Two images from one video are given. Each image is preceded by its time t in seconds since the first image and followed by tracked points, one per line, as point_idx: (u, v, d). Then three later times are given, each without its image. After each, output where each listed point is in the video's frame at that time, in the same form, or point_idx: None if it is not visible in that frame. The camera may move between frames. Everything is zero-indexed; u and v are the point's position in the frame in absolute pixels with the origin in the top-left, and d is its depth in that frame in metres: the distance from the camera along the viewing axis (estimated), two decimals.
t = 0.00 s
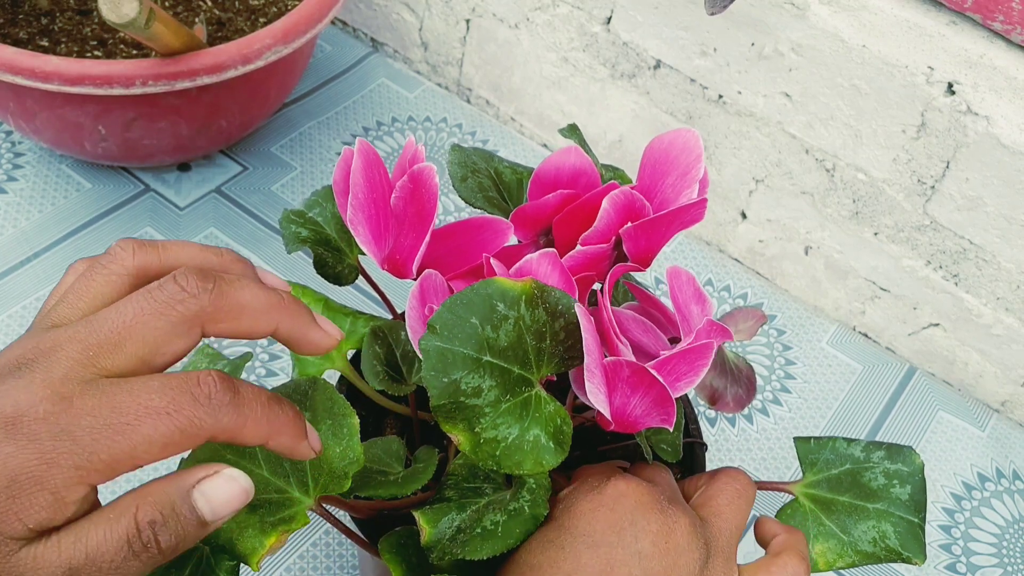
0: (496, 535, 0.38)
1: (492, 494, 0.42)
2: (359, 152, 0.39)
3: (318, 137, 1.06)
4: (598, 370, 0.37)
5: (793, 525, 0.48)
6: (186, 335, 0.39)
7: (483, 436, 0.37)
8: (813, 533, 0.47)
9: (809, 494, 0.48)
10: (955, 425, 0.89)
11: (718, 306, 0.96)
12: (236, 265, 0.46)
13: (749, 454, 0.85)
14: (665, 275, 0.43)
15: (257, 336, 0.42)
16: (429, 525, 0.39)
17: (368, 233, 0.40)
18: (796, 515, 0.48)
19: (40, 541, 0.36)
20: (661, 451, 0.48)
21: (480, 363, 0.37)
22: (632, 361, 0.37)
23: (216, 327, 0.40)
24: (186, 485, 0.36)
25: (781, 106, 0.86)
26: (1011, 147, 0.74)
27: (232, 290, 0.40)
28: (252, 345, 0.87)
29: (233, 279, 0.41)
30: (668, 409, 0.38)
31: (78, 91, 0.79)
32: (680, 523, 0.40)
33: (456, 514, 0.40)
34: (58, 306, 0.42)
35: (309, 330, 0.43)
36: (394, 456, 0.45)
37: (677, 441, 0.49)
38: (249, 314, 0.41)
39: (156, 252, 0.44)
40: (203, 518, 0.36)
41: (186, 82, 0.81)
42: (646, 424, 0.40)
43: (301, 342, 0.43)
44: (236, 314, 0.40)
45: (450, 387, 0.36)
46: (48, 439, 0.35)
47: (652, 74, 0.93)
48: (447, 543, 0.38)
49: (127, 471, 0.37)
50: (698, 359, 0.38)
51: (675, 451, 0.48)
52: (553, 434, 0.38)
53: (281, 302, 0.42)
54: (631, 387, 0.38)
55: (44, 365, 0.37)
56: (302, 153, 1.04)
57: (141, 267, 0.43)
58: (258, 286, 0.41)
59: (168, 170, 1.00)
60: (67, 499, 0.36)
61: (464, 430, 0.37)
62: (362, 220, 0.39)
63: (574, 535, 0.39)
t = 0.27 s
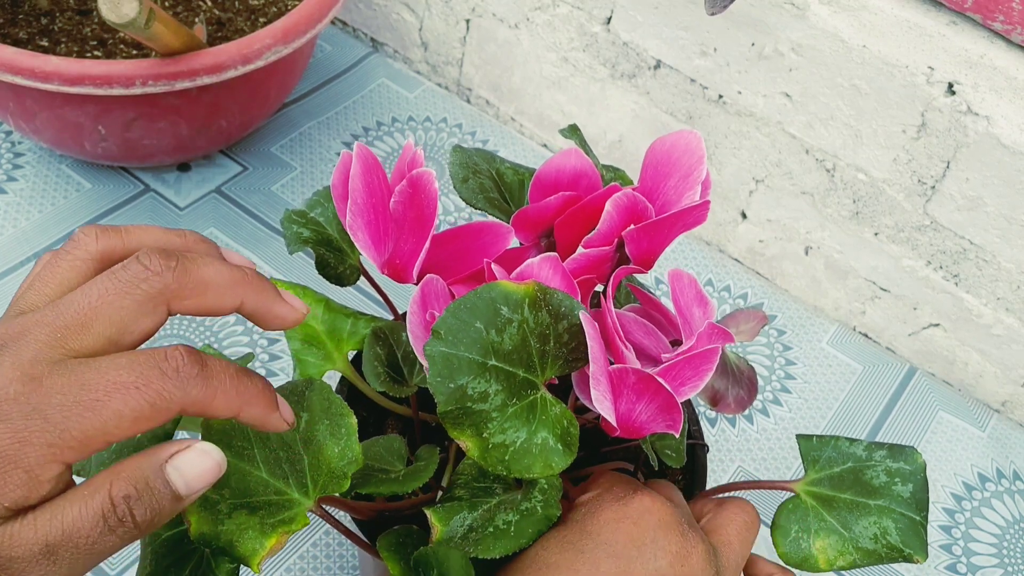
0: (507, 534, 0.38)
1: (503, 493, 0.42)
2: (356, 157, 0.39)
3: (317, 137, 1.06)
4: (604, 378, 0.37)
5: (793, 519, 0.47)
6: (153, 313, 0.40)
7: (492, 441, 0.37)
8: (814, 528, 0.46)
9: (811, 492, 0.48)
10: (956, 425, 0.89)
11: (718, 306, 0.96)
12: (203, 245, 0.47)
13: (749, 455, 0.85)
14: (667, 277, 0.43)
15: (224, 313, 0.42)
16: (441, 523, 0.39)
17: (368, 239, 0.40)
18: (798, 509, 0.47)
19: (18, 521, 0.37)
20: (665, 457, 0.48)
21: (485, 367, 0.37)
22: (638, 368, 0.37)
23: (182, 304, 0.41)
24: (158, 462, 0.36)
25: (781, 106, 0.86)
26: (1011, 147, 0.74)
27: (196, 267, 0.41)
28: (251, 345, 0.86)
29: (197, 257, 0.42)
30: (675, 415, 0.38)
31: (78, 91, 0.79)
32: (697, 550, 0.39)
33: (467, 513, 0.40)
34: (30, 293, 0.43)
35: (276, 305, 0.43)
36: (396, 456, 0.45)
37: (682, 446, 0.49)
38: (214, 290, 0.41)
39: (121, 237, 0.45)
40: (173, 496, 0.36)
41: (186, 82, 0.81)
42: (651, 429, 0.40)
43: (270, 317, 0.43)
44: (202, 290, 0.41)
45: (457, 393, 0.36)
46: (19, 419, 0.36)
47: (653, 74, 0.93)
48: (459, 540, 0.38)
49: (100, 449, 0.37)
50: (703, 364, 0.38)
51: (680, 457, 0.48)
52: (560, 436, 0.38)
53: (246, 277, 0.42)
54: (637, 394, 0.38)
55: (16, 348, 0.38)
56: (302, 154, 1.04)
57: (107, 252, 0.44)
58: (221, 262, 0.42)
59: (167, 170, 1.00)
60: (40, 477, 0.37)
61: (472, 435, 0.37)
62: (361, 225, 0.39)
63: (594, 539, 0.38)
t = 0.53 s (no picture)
0: (574, 491, 0.38)
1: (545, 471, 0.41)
2: (350, 156, 0.39)
3: (318, 137, 1.06)
4: (599, 365, 0.37)
5: (794, 512, 0.47)
6: (129, 295, 0.42)
7: (525, 438, 0.37)
8: (814, 521, 0.47)
9: (810, 484, 0.48)
10: (956, 424, 0.89)
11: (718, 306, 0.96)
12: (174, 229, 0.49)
13: (749, 454, 0.85)
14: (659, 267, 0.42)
15: (199, 294, 0.44)
16: (508, 474, 0.39)
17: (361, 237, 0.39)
18: (798, 502, 0.48)
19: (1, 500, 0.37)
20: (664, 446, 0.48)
21: (507, 366, 0.37)
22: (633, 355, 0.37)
23: (157, 286, 0.43)
24: (140, 441, 0.37)
25: (781, 106, 0.86)
26: (1011, 147, 0.74)
27: (168, 249, 0.43)
28: (252, 345, 0.87)
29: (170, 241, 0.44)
30: (672, 402, 0.38)
31: (78, 91, 0.79)
32: (746, 563, 0.38)
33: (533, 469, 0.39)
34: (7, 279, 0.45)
35: (249, 285, 0.45)
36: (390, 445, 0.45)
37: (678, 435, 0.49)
38: (188, 270, 0.43)
39: (94, 224, 0.47)
40: (155, 473, 0.37)
41: (186, 82, 0.81)
42: (648, 417, 0.40)
43: (244, 298, 0.45)
44: (176, 271, 0.43)
45: (487, 395, 0.36)
46: None
47: (653, 74, 0.93)
48: (526, 493, 0.38)
49: (81, 430, 0.39)
50: (698, 353, 0.38)
51: (677, 445, 0.48)
52: (586, 421, 0.39)
53: (219, 259, 0.45)
54: (633, 382, 0.38)
55: None
56: (303, 153, 1.04)
57: (82, 238, 0.47)
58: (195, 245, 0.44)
59: (168, 170, 1.00)
60: (22, 460, 0.37)
61: (506, 437, 0.37)
62: (355, 225, 0.39)
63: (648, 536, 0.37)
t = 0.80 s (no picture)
0: None
1: (520, 528, 0.41)
2: (358, 158, 0.39)
3: (317, 137, 1.06)
4: (597, 383, 0.37)
5: (793, 518, 0.47)
6: (106, 273, 0.47)
7: (486, 487, 0.37)
8: (813, 527, 0.46)
9: (808, 489, 0.48)
10: (955, 424, 0.90)
11: (718, 305, 0.96)
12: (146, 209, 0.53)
13: (749, 454, 0.85)
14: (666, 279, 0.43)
15: (175, 272, 0.49)
16: (462, 567, 0.39)
17: (365, 239, 0.40)
18: (796, 508, 0.47)
19: None
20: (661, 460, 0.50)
21: (472, 423, 0.36)
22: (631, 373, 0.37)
23: (133, 264, 0.47)
24: (117, 413, 0.42)
25: (781, 106, 0.86)
26: (1011, 147, 0.74)
27: (144, 229, 0.48)
28: (251, 345, 0.87)
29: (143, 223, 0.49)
30: (669, 418, 0.38)
31: (78, 91, 0.79)
32: None
33: (488, 555, 0.40)
34: None
35: (222, 265, 0.50)
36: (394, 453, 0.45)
37: (678, 449, 0.50)
38: (163, 249, 0.48)
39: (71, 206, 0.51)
40: (138, 438, 0.42)
41: (186, 82, 0.81)
42: (645, 431, 0.40)
43: (217, 277, 0.50)
44: (151, 250, 0.48)
45: (447, 453, 0.36)
46: None
47: (652, 74, 0.93)
48: None
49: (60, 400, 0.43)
50: (697, 367, 0.38)
51: (676, 459, 0.50)
52: (553, 471, 0.38)
53: (192, 240, 0.49)
54: (630, 398, 0.38)
55: None
56: (302, 153, 1.04)
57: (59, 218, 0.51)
58: (170, 227, 0.49)
59: (167, 170, 1.00)
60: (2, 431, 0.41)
61: (466, 485, 0.37)
62: (361, 227, 0.39)
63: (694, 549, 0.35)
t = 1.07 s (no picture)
0: None
1: (529, 530, 0.41)
2: (354, 159, 0.39)
3: (317, 137, 1.06)
4: (605, 380, 0.37)
5: (787, 522, 0.46)
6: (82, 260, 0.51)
7: (498, 477, 0.37)
8: (808, 530, 0.46)
9: (806, 493, 0.48)
10: (955, 424, 0.90)
11: (718, 305, 0.96)
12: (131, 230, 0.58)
13: (749, 454, 0.85)
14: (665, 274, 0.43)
15: (150, 270, 0.53)
16: (470, 564, 0.38)
17: (365, 241, 0.40)
18: (792, 511, 0.47)
19: None
20: (664, 459, 0.49)
21: (490, 412, 0.37)
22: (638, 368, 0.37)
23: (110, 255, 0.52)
24: (95, 380, 0.44)
25: (781, 106, 0.86)
26: (1010, 147, 0.74)
27: (122, 227, 0.53)
28: (251, 345, 0.87)
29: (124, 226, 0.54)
30: (677, 412, 0.38)
31: (78, 92, 0.79)
32: None
33: (496, 554, 0.39)
34: None
35: (193, 268, 0.53)
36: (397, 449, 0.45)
37: (680, 448, 0.50)
38: (140, 242, 0.53)
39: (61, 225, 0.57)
40: (113, 407, 0.43)
41: (186, 82, 0.81)
42: (651, 427, 0.40)
43: (189, 281, 0.53)
44: (128, 241, 0.52)
45: (464, 439, 0.36)
46: None
47: (652, 74, 0.93)
48: None
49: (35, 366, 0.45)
50: (701, 362, 0.39)
51: (678, 458, 0.50)
52: (564, 466, 0.39)
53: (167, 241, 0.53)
54: (637, 394, 0.38)
55: None
56: (302, 153, 1.04)
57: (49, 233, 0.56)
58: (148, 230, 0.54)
59: (167, 170, 1.00)
60: None
61: (478, 473, 0.37)
62: (359, 228, 0.40)
63: None
